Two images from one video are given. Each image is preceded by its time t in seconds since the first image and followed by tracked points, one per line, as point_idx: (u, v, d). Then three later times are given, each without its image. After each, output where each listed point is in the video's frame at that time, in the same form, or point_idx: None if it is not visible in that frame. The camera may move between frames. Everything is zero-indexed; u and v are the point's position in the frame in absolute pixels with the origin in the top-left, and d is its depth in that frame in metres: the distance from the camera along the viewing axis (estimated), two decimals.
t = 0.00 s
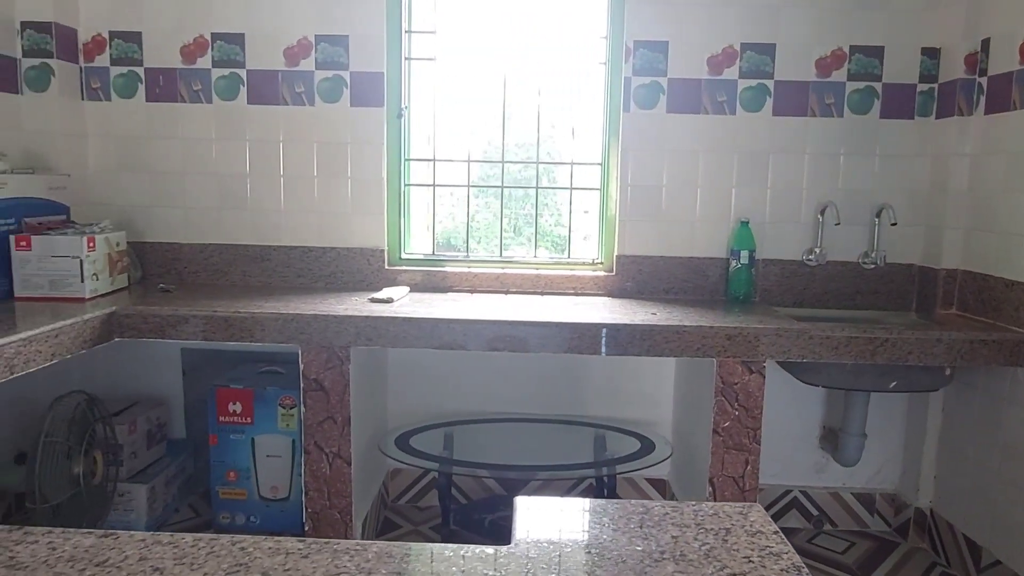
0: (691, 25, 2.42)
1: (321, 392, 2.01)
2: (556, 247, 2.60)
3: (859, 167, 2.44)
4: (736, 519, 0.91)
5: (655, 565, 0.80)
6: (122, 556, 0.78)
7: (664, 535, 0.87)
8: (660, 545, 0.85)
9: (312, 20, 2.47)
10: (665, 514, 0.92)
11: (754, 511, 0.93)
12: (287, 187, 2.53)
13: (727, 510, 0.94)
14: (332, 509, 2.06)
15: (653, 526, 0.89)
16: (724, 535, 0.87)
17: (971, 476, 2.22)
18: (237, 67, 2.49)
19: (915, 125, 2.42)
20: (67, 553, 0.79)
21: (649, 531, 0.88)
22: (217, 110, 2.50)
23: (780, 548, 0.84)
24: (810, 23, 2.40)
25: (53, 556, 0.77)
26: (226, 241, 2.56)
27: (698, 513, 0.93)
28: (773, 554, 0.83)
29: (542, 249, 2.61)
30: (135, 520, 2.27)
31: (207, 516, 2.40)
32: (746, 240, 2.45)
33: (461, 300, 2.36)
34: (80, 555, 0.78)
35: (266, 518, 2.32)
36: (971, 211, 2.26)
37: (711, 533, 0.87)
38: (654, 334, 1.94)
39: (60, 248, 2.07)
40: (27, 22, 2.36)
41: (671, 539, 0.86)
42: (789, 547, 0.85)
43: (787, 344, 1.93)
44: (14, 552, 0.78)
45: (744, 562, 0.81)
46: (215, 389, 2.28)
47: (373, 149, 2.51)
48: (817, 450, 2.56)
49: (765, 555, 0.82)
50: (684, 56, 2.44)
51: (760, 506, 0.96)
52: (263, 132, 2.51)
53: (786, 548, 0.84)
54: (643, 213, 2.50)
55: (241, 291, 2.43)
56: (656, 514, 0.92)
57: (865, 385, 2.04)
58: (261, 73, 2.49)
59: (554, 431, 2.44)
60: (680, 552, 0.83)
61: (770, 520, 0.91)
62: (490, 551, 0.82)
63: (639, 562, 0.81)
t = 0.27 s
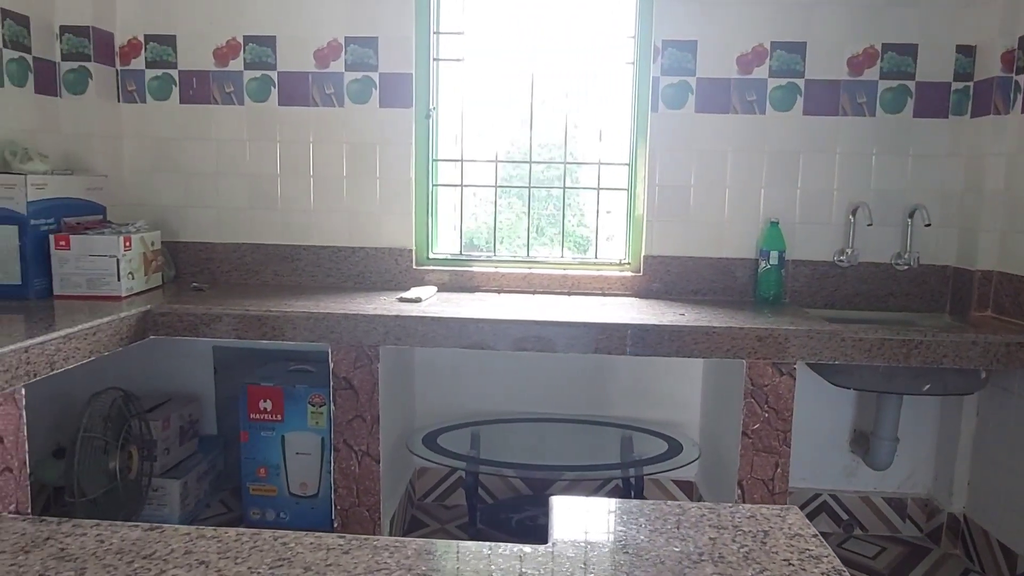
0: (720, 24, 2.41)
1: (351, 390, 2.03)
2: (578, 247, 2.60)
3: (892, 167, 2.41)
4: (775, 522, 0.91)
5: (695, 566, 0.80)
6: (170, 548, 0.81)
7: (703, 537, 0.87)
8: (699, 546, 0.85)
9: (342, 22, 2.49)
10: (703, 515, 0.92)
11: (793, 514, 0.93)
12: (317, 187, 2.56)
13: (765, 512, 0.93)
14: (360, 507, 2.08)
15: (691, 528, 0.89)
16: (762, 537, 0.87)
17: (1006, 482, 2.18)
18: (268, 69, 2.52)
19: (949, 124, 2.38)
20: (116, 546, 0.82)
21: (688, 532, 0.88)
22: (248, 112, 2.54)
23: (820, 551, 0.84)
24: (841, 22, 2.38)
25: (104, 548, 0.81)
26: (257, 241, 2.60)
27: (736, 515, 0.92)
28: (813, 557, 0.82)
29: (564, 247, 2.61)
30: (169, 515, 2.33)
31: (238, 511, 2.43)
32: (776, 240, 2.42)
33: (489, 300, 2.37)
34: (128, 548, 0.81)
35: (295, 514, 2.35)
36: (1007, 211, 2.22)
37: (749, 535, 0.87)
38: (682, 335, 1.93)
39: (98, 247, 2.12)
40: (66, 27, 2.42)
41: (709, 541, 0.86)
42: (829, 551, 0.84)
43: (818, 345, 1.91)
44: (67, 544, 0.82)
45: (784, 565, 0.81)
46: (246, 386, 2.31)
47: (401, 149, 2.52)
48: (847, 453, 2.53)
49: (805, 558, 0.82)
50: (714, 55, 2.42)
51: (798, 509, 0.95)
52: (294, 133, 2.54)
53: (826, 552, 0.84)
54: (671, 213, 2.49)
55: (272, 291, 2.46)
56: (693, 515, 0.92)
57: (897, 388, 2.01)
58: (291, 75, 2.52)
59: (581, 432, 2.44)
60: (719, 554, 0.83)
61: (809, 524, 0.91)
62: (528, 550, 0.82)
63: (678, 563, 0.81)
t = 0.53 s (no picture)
0: (751, 23, 2.39)
1: (381, 390, 2.05)
2: (601, 248, 2.59)
3: (927, 168, 2.37)
4: (816, 527, 0.89)
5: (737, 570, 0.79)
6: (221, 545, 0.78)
7: (743, 541, 0.85)
8: (739, 550, 0.83)
9: (373, 25, 2.52)
10: (742, 520, 0.90)
11: (833, 519, 0.91)
12: (347, 188, 2.58)
13: (804, 517, 0.92)
14: (389, 506, 2.09)
15: (730, 532, 0.87)
16: (804, 542, 0.85)
17: None
18: (299, 72, 2.55)
19: (986, 124, 2.33)
20: (162, 543, 0.78)
21: (727, 536, 0.86)
22: (280, 114, 2.57)
23: (863, 557, 0.82)
24: (875, 20, 2.34)
25: (150, 545, 0.77)
26: (288, 242, 2.63)
27: (776, 520, 0.91)
28: (856, 563, 0.80)
29: (587, 249, 2.60)
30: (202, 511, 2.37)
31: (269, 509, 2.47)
32: (808, 242, 2.40)
33: (517, 301, 2.37)
34: (176, 544, 0.78)
35: (325, 512, 2.37)
36: None
37: (790, 541, 0.85)
38: (712, 337, 1.92)
39: (135, 247, 2.16)
40: (105, 32, 2.47)
41: (750, 546, 0.84)
42: (873, 556, 0.82)
43: (851, 348, 1.89)
44: (112, 540, 0.78)
45: (827, 571, 0.79)
46: (278, 385, 2.34)
47: (431, 151, 2.54)
48: (879, 458, 2.49)
49: (848, 564, 0.80)
50: (744, 55, 2.40)
51: (838, 515, 0.93)
52: (324, 135, 2.57)
53: (869, 558, 0.82)
54: (700, 215, 2.48)
55: (303, 291, 2.49)
56: (732, 520, 0.91)
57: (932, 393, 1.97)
58: (323, 78, 2.55)
59: (609, 433, 2.43)
60: (760, 558, 0.81)
61: (851, 529, 0.89)
62: (570, 550, 0.81)
63: (719, 567, 0.79)
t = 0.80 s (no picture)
0: (779, 23, 2.37)
1: (409, 391, 2.07)
2: (620, 248, 2.59)
3: (959, 169, 2.34)
4: (856, 533, 0.81)
5: None
6: (274, 543, 0.68)
7: (780, 547, 0.78)
8: (777, 556, 0.76)
9: (400, 28, 2.53)
10: (779, 524, 0.83)
11: (875, 525, 0.84)
12: (375, 190, 2.61)
13: (844, 522, 0.84)
14: (417, 506, 2.11)
15: (766, 536, 0.79)
16: (844, 548, 0.78)
17: None
18: (328, 76, 2.58)
19: (1021, 124, 2.29)
20: (208, 541, 0.69)
21: (763, 541, 0.78)
22: (309, 117, 2.60)
23: (907, 565, 0.75)
24: (906, 20, 2.32)
25: (196, 543, 0.67)
26: (317, 244, 2.66)
27: (814, 524, 0.83)
28: (900, 571, 0.74)
29: (605, 248, 2.60)
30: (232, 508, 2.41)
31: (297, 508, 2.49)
32: (837, 244, 2.38)
33: (544, 302, 2.38)
34: (221, 543, 0.68)
35: (353, 511, 2.40)
36: None
37: (830, 547, 0.78)
38: (741, 340, 1.91)
39: (168, 249, 2.20)
40: (139, 37, 2.52)
41: (788, 551, 0.77)
42: (918, 564, 0.75)
43: (882, 351, 1.87)
44: (156, 537, 0.68)
45: None
46: (307, 386, 2.37)
47: (457, 153, 2.55)
48: (910, 462, 2.46)
49: (892, 572, 0.73)
50: (773, 56, 2.38)
51: (879, 520, 0.86)
52: (352, 137, 2.59)
53: (914, 565, 0.75)
54: (728, 216, 2.47)
55: (331, 292, 2.51)
56: (768, 524, 0.83)
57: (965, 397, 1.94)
58: (351, 81, 2.57)
59: (635, 436, 2.42)
60: (801, 563, 0.74)
61: (894, 536, 0.81)
62: (606, 555, 0.74)
63: (757, 573, 0.72)
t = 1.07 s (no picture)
0: (805, 23, 2.35)
1: (433, 391, 2.08)
2: (638, 248, 2.60)
3: (989, 169, 2.30)
4: (893, 537, 0.80)
5: None
6: (313, 540, 0.67)
7: (816, 551, 0.77)
8: (813, 560, 0.75)
9: (425, 30, 2.55)
10: (814, 528, 0.82)
11: (912, 530, 0.83)
12: (399, 192, 2.62)
13: (880, 526, 0.83)
14: (441, 505, 2.12)
15: (801, 540, 0.79)
16: (881, 553, 0.77)
17: None
18: (353, 78, 2.60)
19: None
20: (248, 538, 0.68)
21: (798, 544, 0.78)
22: (334, 119, 2.63)
23: (946, 570, 0.74)
24: (935, 18, 2.29)
25: (237, 539, 0.66)
26: (341, 244, 2.68)
27: (849, 528, 0.82)
28: None
29: (622, 248, 2.61)
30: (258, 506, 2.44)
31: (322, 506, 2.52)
32: (864, 245, 2.35)
33: (567, 303, 2.38)
34: (261, 540, 0.67)
35: (377, 510, 2.41)
36: None
37: (867, 551, 0.77)
38: (767, 341, 1.90)
39: (197, 249, 2.23)
40: (168, 41, 2.56)
41: (824, 555, 0.76)
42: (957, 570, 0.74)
43: (911, 354, 1.84)
44: (196, 534, 0.67)
45: None
46: (332, 385, 2.39)
47: (481, 153, 2.56)
48: (938, 466, 2.43)
49: None
50: (798, 56, 2.37)
51: (916, 524, 0.85)
52: (377, 139, 2.61)
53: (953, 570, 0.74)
54: (753, 217, 2.45)
55: (356, 292, 2.53)
56: (803, 527, 0.82)
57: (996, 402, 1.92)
58: (376, 83, 2.59)
59: (659, 437, 2.42)
60: (837, 568, 0.73)
61: (931, 541, 0.80)
62: (642, 556, 0.74)
63: None
